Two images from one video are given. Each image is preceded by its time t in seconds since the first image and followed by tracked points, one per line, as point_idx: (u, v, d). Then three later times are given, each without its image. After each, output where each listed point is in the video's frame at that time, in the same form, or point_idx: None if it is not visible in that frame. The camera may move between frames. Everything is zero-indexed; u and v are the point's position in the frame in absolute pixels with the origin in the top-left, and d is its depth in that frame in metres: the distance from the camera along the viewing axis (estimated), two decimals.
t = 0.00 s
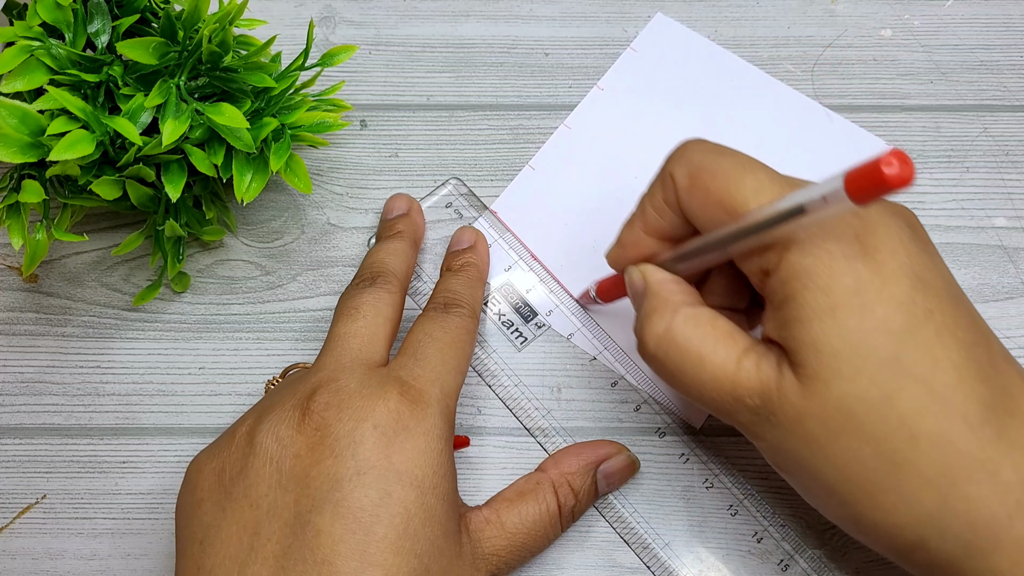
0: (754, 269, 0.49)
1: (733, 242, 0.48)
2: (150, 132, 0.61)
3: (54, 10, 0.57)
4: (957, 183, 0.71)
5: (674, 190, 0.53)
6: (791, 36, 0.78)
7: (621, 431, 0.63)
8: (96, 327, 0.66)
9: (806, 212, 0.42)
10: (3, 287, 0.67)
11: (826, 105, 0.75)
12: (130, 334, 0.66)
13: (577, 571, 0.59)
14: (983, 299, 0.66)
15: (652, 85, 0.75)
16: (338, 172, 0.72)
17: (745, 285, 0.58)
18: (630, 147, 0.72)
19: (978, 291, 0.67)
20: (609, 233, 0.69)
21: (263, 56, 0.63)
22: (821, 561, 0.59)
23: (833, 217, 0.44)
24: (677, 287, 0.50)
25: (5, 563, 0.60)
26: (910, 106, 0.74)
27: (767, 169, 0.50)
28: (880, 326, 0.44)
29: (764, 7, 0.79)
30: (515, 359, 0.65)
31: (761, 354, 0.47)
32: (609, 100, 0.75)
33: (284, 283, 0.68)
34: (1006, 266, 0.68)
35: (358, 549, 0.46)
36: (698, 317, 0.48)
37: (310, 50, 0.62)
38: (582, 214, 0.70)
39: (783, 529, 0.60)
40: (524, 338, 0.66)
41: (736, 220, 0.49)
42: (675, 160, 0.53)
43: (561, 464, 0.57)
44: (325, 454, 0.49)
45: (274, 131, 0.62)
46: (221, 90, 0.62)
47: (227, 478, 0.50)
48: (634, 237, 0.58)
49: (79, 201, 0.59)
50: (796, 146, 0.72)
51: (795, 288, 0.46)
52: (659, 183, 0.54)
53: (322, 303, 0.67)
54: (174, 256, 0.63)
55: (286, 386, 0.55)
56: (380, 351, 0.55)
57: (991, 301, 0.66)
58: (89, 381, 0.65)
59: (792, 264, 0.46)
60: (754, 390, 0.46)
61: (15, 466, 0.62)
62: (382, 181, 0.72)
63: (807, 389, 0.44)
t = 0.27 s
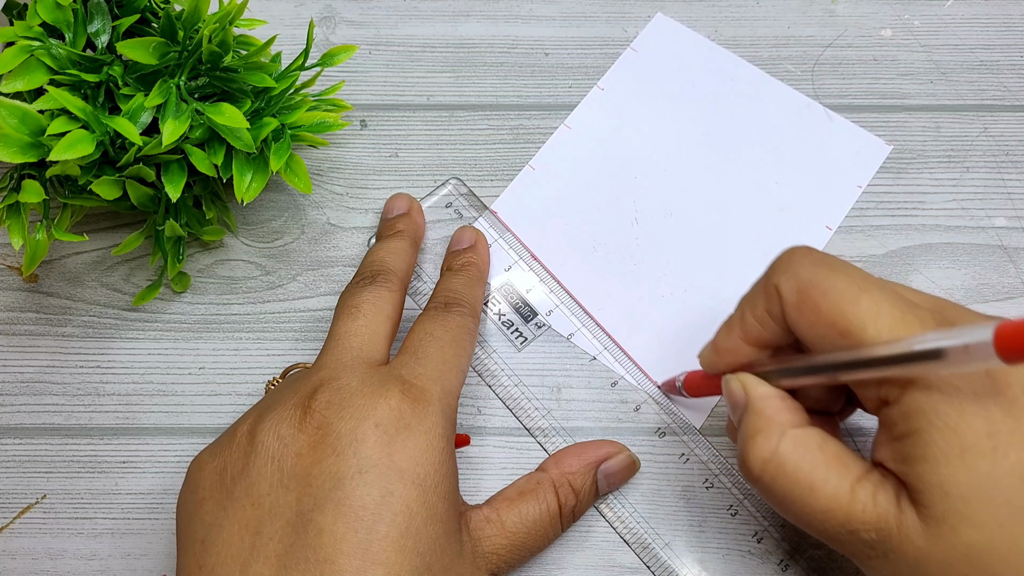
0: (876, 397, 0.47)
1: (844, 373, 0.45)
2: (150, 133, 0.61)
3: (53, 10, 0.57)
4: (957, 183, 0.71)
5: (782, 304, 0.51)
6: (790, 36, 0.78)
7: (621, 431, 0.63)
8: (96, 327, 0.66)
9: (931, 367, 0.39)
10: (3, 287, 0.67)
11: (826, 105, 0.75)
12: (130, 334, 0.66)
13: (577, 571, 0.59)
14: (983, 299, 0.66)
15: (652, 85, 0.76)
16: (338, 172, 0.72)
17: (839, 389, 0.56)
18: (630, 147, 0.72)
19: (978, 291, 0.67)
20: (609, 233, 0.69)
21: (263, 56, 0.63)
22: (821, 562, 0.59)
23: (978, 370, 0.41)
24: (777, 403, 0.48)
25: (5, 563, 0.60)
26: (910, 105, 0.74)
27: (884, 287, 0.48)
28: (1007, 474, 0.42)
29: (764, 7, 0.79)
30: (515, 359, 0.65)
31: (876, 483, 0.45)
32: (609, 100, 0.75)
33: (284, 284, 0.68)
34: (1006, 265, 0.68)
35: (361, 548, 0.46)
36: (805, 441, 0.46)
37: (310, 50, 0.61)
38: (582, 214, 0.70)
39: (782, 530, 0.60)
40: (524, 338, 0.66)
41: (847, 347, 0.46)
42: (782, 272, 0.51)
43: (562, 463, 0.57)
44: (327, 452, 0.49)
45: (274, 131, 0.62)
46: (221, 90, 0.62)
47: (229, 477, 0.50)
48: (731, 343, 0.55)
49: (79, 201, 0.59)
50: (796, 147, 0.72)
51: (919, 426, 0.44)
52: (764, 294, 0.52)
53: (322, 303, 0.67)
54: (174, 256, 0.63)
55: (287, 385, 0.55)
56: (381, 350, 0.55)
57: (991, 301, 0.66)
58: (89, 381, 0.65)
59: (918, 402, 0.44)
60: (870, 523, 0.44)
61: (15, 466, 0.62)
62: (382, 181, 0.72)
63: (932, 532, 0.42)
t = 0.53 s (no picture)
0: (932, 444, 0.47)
1: (900, 422, 0.44)
2: (150, 133, 0.61)
3: (53, 10, 0.57)
4: (957, 183, 0.71)
5: (831, 348, 0.51)
6: (790, 36, 0.78)
7: (621, 431, 0.63)
8: (96, 327, 0.66)
9: (1006, 422, 0.39)
10: (3, 287, 0.67)
11: (826, 105, 0.75)
12: (130, 334, 0.66)
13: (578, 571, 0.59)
14: (983, 299, 0.66)
15: (652, 85, 0.76)
16: (338, 172, 0.72)
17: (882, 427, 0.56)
18: (631, 147, 0.72)
19: (978, 291, 0.67)
20: (608, 233, 0.69)
21: (263, 56, 0.63)
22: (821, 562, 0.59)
23: None
24: (827, 451, 0.48)
25: (4, 563, 0.60)
26: (910, 105, 0.74)
27: (938, 335, 0.48)
28: None
29: (763, 7, 0.79)
30: (515, 359, 0.65)
31: (924, 533, 0.45)
32: (609, 100, 0.75)
33: (284, 284, 0.68)
34: (1006, 265, 0.68)
35: (360, 549, 0.46)
36: (852, 488, 0.46)
37: (310, 50, 0.61)
38: (582, 214, 0.70)
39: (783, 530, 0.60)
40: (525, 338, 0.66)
41: (903, 395, 0.46)
42: (832, 315, 0.51)
43: (562, 463, 0.57)
44: (327, 453, 0.49)
45: (274, 131, 0.62)
46: (221, 90, 0.62)
47: (229, 478, 0.50)
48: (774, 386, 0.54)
49: (79, 201, 0.59)
50: (796, 147, 0.72)
51: (974, 478, 0.44)
52: (811, 337, 0.52)
53: (322, 303, 0.67)
54: (174, 256, 0.63)
55: (287, 385, 0.55)
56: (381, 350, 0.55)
57: (991, 301, 0.66)
58: (90, 381, 0.65)
59: (974, 453, 0.44)
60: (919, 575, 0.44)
61: (15, 466, 0.62)
62: (382, 181, 0.72)
63: None
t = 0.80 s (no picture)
0: None
1: None
2: (150, 133, 0.61)
3: (54, 10, 0.57)
4: (957, 183, 0.71)
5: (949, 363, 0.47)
6: (791, 36, 0.78)
7: (621, 431, 0.63)
8: (96, 327, 0.66)
9: None
10: (3, 287, 0.67)
11: (826, 105, 0.75)
12: (130, 334, 0.66)
13: (577, 571, 0.59)
14: (983, 299, 0.66)
15: (652, 85, 0.76)
16: (338, 172, 0.72)
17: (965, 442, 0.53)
18: (630, 147, 0.72)
19: (978, 291, 0.67)
20: (609, 233, 0.69)
21: (262, 56, 0.63)
22: (821, 562, 0.59)
23: None
24: (1003, 437, 0.45)
25: (5, 563, 0.60)
26: (910, 105, 0.74)
27: None
28: None
29: (764, 7, 0.79)
30: (515, 359, 0.65)
31: None
32: (609, 100, 0.75)
33: (284, 284, 0.68)
34: (1006, 265, 0.68)
35: (359, 550, 0.46)
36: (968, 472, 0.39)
37: (310, 50, 0.61)
38: (582, 214, 0.70)
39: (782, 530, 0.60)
40: (525, 338, 0.66)
41: None
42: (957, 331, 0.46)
43: (562, 464, 0.57)
44: (325, 454, 0.49)
45: (274, 131, 0.62)
46: (221, 90, 0.62)
47: (227, 479, 0.50)
48: (878, 395, 0.50)
49: (79, 201, 0.59)
50: (796, 147, 0.72)
51: None
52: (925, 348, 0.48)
53: (322, 303, 0.67)
54: (174, 256, 0.63)
55: (286, 386, 0.55)
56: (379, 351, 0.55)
57: (991, 301, 0.66)
58: (90, 381, 0.65)
59: None
60: None
61: (15, 466, 0.62)
62: (382, 181, 0.72)
63: None
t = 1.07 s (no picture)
0: None
1: None
2: (150, 133, 0.61)
3: (54, 10, 0.57)
4: (957, 183, 0.71)
5: None
6: (791, 36, 0.78)
7: (621, 431, 0.63)
8: (96, 327, 0.66)
9: None
10: (3, 287, 0.67)
11: (826, 105, 0.75)
12: (130, 334, 0.66)
13: (578, 571, 0.59)
14: (983, 299, 0.66)
15: (652, 85, 0.76)
16: (338, 172, 0.72)
17: None
18: (631, 147, 0.72)
19: (978, 291, 0.67)
20: (609, 233, 0.69)
21: (262, 56, 0.63)
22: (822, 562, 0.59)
23: None
24: None
25: (5, 563, 0.60)
26: (910, 105, 0.74)
27: None
28: None
29: (764, 7, 0.79)
30: (515, 359, 0.65)
31: None
32: (609, 100, 0.75)
33: (284, 284, 0.68)
34: (1005, 265, 0.68)
35: (357, 553, 0.46)
36: None
37: (310, 50, 0.61)
38: (582, 214, 0.70)
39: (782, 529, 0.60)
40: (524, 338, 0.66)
41: None
42: None
43: (562, 463, 0.56)
44: (323, 457, 0.49)
45: (274, 131, 0.61)
46: (221, 90, 0.62)
47: (226, 481, 0.50)
48: None
49: (79, 201, 0.59)
50: (796, 148, 0.72)
51: None
52: None
53: (322, 303, 0.67)
54: (174, 256, 0.63)
55: (285, 387, 0.55)
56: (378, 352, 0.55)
57: (991, 302, 0.66)
58: (90, 381, 0.65)
59: None
60: None
61: (15, 466, 0.62)
62: (382, 181, 0.72)
63: None
